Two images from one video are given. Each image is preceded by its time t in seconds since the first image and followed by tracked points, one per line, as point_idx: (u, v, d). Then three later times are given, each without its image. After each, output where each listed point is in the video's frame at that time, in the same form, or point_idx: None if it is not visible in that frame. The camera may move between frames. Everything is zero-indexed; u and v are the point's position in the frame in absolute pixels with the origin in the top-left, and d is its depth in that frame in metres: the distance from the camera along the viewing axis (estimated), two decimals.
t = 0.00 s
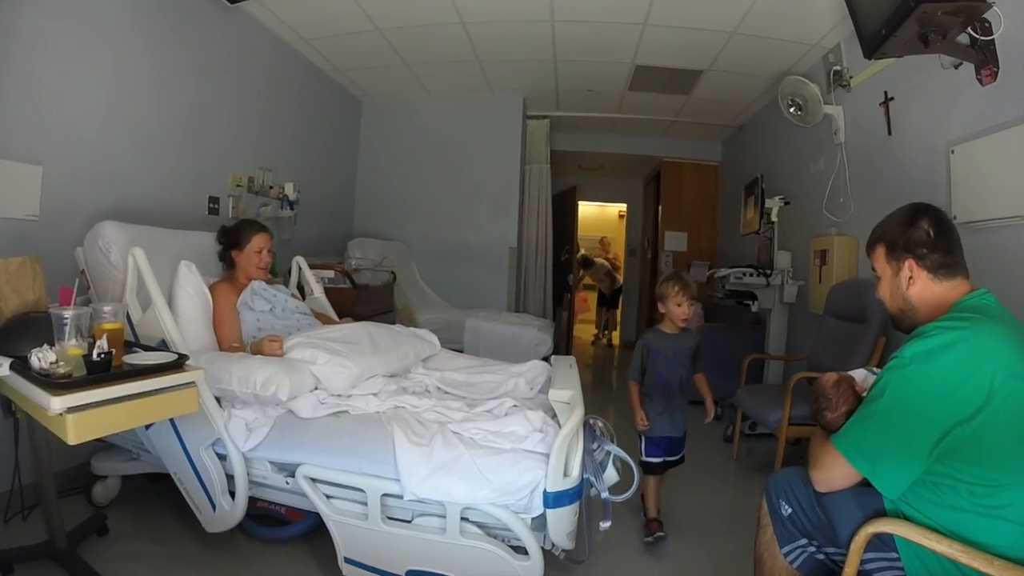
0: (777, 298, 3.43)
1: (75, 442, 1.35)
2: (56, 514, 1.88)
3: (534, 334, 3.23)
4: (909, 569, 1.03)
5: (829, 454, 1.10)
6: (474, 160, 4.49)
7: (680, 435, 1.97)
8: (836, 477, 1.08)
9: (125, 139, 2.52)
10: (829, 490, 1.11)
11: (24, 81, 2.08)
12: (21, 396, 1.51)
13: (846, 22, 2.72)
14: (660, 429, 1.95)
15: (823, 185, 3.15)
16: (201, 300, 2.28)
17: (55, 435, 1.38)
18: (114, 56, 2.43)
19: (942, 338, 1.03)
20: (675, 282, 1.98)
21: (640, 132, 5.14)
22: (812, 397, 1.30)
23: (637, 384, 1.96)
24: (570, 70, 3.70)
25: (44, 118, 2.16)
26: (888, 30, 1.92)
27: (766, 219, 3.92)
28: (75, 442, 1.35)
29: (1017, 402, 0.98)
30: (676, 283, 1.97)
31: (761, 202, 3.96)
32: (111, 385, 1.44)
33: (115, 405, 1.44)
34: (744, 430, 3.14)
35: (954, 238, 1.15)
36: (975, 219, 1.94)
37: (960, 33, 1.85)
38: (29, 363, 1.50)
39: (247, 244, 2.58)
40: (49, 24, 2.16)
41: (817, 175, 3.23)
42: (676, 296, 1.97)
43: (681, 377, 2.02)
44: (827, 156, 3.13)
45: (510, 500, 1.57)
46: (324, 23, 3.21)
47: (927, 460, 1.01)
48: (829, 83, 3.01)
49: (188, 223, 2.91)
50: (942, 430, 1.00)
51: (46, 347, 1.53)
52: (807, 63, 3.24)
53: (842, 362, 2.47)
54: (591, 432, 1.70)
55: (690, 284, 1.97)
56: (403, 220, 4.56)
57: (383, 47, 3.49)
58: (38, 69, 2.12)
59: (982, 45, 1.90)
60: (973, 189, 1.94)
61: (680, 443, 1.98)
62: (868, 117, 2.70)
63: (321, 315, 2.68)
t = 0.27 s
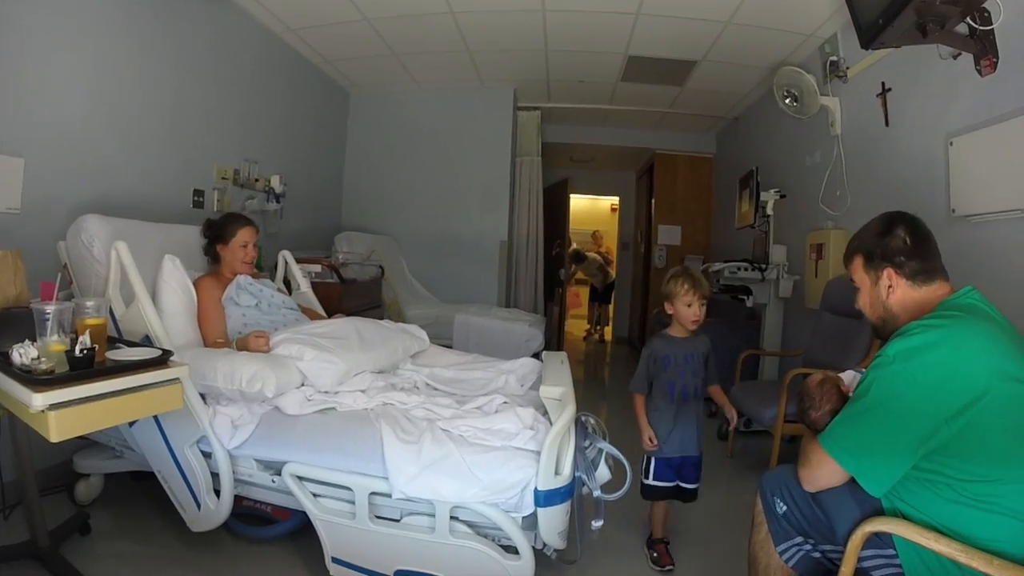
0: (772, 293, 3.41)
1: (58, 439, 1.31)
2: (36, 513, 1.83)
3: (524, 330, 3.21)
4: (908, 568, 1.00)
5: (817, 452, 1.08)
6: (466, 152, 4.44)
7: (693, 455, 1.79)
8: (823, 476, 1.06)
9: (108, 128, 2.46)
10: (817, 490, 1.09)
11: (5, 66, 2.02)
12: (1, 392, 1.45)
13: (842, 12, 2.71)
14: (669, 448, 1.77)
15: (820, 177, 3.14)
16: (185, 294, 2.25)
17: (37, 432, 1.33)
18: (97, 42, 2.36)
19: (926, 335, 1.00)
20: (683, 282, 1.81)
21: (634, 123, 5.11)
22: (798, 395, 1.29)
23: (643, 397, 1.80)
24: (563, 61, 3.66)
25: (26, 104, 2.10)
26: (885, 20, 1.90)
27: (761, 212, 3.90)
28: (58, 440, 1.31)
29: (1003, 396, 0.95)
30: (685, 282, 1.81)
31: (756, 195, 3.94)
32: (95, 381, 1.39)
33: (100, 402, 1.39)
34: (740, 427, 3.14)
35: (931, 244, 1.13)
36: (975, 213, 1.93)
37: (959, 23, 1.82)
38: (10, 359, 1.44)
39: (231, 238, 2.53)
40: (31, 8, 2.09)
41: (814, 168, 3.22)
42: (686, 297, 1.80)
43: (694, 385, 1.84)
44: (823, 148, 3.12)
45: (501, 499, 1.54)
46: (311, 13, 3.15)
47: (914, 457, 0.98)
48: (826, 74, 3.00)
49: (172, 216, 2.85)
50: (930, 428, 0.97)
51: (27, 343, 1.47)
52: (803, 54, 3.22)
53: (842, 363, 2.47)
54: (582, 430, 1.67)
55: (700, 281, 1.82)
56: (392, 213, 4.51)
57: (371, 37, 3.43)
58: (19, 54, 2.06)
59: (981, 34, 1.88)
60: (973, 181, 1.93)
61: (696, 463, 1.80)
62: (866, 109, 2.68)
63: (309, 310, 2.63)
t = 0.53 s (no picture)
0: (767, 286, 3.39)
1: (35, 436, 1.25)
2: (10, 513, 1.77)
3: (512, 324, 3.17)
4: (906, 569, 0.96)
5: (808, 451, 1.04)
6: (455, 143, 4.39)
7: (707, 466, 1.65)
8: (815, 475, 1.02)
9: (85, 113, 2.37)
10: (809, 489, 1.05)
11: None
12: None
13: None
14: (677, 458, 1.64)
15: (815, 167, 3.11)
16: (165, 288, 2.18)
17: (12, 429, 1.27)
18: (71, 24, 2.28)
19: (918, 329, 0.96)
20: (703, 277, 1.64)
21: (625, 112, 5.07)
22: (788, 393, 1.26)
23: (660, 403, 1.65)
24: (552, 49, 3.61)
25: None
26: (882, 7, 1.86)
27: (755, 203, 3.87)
28: (35, 436, 1.25)
29: (997, 389, 0.92)
30: (704, 277, 1.64)
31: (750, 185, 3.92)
32: (71, 375, 1.34)
33: (79, 397, 1.34)
34: (733, 424, 3.12)
35: (915, 245, 1.11)
36: (974, 205, 1.90)
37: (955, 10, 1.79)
38: None
39: (213, 230, 2.47)
40: None
41: (809, 158, 3.20)
42: (704, 293, 1.63)
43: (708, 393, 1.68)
44: (818, 138, 3.10)
45: (488, 497, 1.51)
46: None
47: (908, 453, 0.93)
48: (822, 62, 2.97)
49: (152, 207, 2.77)
50: (925, 424, 0.93)
51: None
52: (798, 42, 3.20)
53: (838, 357, 2.46)
54: (572, 426, 1.64)
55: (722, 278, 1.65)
56: (379, 204, 4.44)
57: (354, 24, 3.35)
58: None
59: (979, 22, 1.83)
60: (971, 172, 1.90)
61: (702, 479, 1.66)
62: (863, 99, 2.66)
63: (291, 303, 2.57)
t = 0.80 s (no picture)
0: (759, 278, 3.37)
1: (9, 433, 1.20)
2: None
3: (499, 318, 3.13)
4: (903, 569, 0.92)
5: (800, 449, 1.00)
6: (443, 132, 4.32)
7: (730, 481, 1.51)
8: (808, 475, 0.97)
9: (58, 98, 2.28)
10: (802, 490, 1.00)
11: None
12: None
13: None
14: (698, 471, 1.51)
15: (810, 157, 3.08)
16: (145, 281, 2.13)
17: None
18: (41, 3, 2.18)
19: (909, 325, 0.94)
20: (734, 271, 1.49)
21: (615, 100, 5.02)
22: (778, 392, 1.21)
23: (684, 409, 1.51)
24: (539, 35, 3.56)
25: None
26: None
27: (748, 194, 3.81)
28: (9, 433, 1.20)
29: (995, 385, 0.88)
30: (735, 272, 1.49)
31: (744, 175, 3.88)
32: (47, 370, 1.28)
33: (55, 392, 1.29)
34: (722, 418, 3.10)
35: (902, 244, 1.06)
36: (969, 195, 1.87)
37: None
38: None
39: (191, 222, 2.40)
40: None
41: (803, 147, 3.17)
42: (736, 289, 1.48)
43: (736, 399, 1.53)
44: (813, 126, 3.06)
45: (475, 495, 1.48)
46: None
47: (901, 451, 0.90)
48: (817, 49, 2.94)
49: (129, 197, 2.68)
50: (918, 420, 0.89)
51: None
52: (793, 28, 3.17)
53: (831, 351, 2.43)
54: (560, 423, 1.59)
55: (753, 272, 1.50)
56: (365, 194, 4.37)
57: (338, 9, 3.27)
58: None
59: (979, 7, 1.84)
60: (967, 162, 1.86)
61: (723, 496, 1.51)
62: (859, 87, 2.62)
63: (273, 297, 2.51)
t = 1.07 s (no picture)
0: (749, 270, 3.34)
1: None
2: None
3: (485, 312, 3.08)
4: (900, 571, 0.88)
5: (793, 446, 0.97)
6: (430, 121, 4.26)
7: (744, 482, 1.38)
8: (800, 472, 0.95)
9: (28, 81, 2.18)
10: (796, 489, 0.97)
11: None
12: None
13: None
14: (709, 477, 1.35)
15: (803, 146, 3.05)
16: (121, 273, 2.07)
17: None
18: None
19: (903, 319, 0.91)
20: (756, 266, 1.30)
21: (605, 88, 4.98)
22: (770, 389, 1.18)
23: (699, 409, 1.34)
24: (526, 21, 3.50)
25: None
26: None
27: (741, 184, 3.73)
28: None
29: (993, 381, 0.86)
30: (757, 266, 1.30)
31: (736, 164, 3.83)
32: (21, 365, 1.22)
33: (30, 387, 1.23)
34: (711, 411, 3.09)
35: (892, 237, 1.01)
36: (964, 184, 1.84)
37: None
38: None
39: (166, 212, 2.33)
40: None
41: (797, 136, 3.13)
42: (757, 287, 1.30)
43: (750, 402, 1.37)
44: (808, 115, 3.02)
45: (460, 493, 1.44)
46: None
47: (896, 448, 0.88)
48: (811, 35, 2.89)
49: (105, 188, 2.60)
50: (913, 416, 0.87)
51: None
52: (787, 14, 3.13)
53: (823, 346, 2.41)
54: (548, 418, 1.56)
55: (778, 266, 1.32)
56: (350, 184, 4.29)
57: None
58: None
59: None
60: (964, 150, 1.84)
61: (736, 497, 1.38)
62: (853, 76, 2.59)
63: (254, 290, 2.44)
